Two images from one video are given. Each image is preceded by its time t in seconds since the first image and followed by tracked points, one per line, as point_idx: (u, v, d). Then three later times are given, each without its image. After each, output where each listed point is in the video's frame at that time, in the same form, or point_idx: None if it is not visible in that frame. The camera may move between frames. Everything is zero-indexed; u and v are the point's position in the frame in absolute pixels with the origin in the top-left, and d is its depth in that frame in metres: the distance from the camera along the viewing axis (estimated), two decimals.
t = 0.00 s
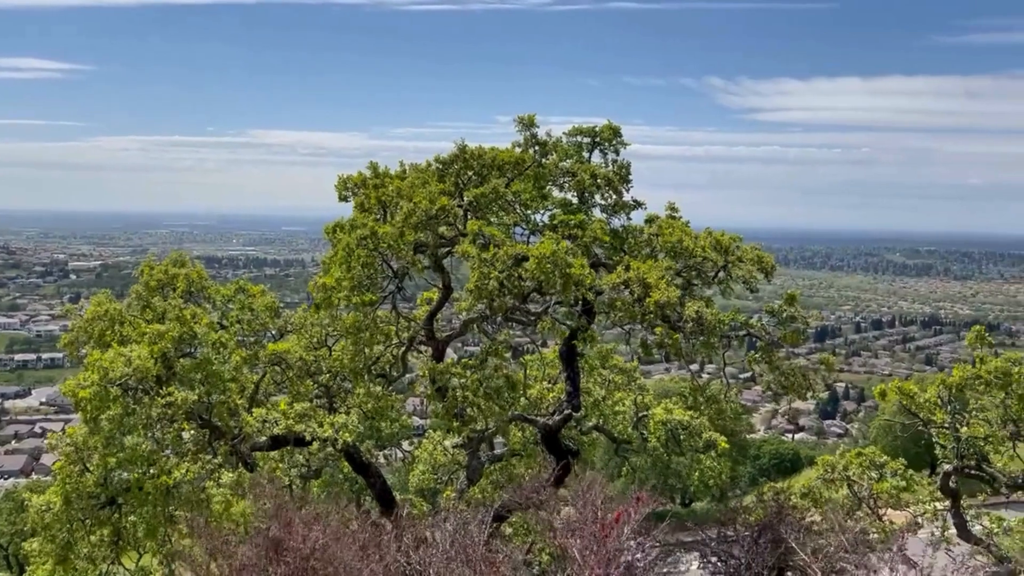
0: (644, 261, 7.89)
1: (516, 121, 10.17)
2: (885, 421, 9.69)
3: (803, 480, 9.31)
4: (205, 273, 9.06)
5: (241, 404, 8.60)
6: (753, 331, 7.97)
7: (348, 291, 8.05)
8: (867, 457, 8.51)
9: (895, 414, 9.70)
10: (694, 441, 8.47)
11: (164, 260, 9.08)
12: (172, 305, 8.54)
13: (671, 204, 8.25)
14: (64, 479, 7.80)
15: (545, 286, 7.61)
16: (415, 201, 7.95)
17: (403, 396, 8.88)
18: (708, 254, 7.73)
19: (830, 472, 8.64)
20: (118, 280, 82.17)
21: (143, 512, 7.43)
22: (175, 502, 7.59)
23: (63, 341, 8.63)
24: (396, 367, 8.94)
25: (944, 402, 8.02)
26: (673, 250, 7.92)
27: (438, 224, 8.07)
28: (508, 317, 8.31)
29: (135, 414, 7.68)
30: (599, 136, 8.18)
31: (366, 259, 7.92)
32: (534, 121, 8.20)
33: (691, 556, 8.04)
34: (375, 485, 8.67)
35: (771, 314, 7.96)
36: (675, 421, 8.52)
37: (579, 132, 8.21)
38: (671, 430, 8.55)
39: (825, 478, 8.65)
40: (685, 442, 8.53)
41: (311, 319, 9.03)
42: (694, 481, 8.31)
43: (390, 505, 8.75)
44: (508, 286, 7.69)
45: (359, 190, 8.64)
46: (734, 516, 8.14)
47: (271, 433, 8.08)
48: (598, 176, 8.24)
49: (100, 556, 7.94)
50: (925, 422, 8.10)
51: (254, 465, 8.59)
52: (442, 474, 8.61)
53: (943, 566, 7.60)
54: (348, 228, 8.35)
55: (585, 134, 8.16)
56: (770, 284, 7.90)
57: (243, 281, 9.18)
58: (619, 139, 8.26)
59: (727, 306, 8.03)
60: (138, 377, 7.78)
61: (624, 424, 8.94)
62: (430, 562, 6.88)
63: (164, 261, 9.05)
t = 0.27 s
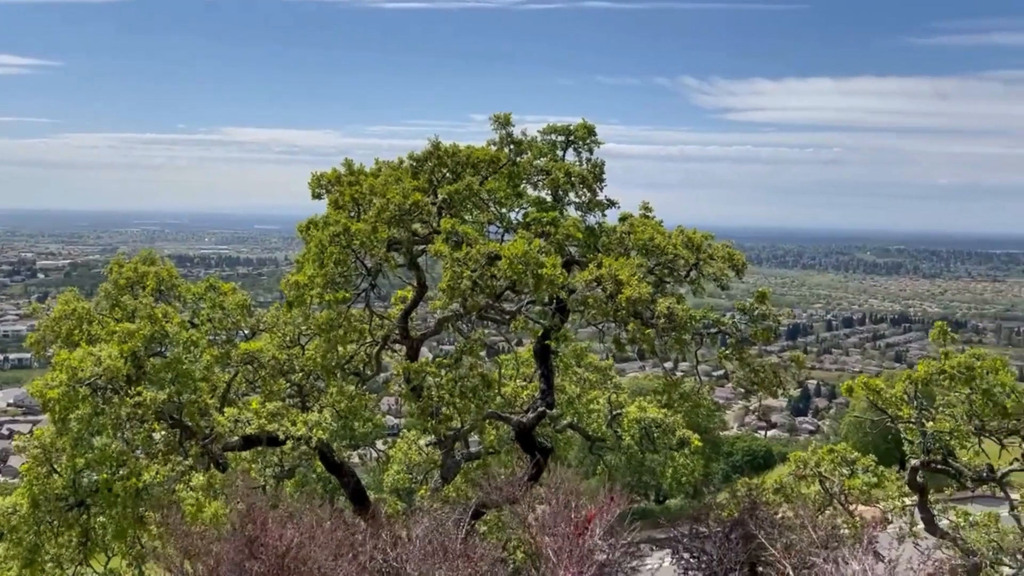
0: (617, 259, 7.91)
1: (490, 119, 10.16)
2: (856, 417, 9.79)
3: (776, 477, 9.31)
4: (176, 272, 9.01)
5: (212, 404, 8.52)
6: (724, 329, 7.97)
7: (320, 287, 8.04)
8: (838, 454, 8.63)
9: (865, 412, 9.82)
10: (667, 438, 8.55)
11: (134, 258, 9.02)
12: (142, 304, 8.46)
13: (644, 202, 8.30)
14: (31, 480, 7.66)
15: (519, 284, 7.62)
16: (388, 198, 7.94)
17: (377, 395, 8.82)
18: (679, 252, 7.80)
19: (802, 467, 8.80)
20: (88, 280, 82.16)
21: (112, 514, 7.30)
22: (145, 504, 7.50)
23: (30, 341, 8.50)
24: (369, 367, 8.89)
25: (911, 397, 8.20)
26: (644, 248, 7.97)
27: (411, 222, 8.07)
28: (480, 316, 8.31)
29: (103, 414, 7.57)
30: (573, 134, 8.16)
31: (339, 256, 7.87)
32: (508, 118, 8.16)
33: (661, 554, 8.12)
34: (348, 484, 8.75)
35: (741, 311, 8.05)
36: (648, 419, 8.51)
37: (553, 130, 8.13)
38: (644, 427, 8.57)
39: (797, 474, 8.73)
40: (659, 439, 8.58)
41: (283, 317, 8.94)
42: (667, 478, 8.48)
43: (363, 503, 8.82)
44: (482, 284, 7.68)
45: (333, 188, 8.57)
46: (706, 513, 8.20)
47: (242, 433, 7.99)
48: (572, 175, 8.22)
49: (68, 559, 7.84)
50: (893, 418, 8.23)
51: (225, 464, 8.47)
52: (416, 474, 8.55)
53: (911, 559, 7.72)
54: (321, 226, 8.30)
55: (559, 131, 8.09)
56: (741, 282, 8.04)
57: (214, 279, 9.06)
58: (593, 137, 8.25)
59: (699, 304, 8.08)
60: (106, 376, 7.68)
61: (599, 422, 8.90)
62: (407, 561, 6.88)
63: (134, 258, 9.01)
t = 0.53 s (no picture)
0: (587, 257, 7.92)
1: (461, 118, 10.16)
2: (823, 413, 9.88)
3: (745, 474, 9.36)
4: (142, 271, 8.89)
5: (180, 404, 8.45)
6: (694, 324, 8.09)
7: (289, 287, 7.99)
8: (807, 450, 8.72)
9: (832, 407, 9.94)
10: (638, 434, 8.60)
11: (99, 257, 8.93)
12: (107, 304, 8.35)
13: (614, 201, 8.35)
14: None
15: (490, 282, 7.61)
16: (358, 197, 7.90)
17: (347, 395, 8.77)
18: (648, 249, 7.84)
19: (772, 464, 8.76)
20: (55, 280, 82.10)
21: (79, 517, 7.21)
22: (111, 506, 7.38)
23: None
24: (339, 367, 8.80)
25: (877, 393, 8.28)
26: (615, 245, 7.97)
27: (382, 220, 8.04)
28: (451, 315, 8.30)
29: (66, 416, 7.47)
30: (543, 133, 8.19)
31: (308, 255, 7.79)
32: (477, 116, 8.21)
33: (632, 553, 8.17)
34: (318, 484, 8.66)
35: (709, 307, 8.17)
36: (619, 416, 8.51)
37: (522, 129, 8.16)
38: (615, 424, 8.58)
39: (767, 470, 8.78)
40: (630, 435, 8.63)
41: (252, 316, 8.85)
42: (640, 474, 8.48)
43: (333, 503, 8.75)
44: (453, 281, 7.66)
45: (301, 186, 8.52)
46: (677, 509, 8.24)
47: (211, 433, 7.92)
48: (542, 173, 8.25)
49: (32, 562, 7.73)
50: (859, 414, 8.31)
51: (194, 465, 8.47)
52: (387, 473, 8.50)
53: (877, 554, 7.77)
54: (289, 224, 8.24)
55: (529, 130, 8.14)
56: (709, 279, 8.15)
57: (181, 278, 8.97)
58: (563, 136, 8.28)
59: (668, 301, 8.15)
60: (71, 377, 7.55)
61: (570, 420, 8.91)
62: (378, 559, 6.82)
63: (99, 257, 8.90)
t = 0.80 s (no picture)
0: (555, 256, 7.90)
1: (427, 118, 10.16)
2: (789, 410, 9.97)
3: (712, 470, 9.45)
4: (103, 272, 8.80)
5: (142, 406, 8.40)
6: (661, 323, 8.15)
7: (254, 288, 7.89)
8: (772, 447, 8.80)
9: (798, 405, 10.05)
10: (606, 431, 8.62)
11: (59, 257, 8.83)
12: (67, 306, 8.23)
13: (580, 200, 8.38)
14: None
15: (458, 282, 7.59)
16: (325, 196, 7.83)
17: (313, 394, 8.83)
18: (614, 248, 7.87)
19: (738, 461, 8.79)
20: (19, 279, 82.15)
21: (37, 523, 6.94)
22: (71, 511, 7.23)
23: None
24: (306, 366, 8.76)
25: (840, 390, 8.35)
26: (581, 245, 7.99)
27: (348, 219, 7.95)
28: (419, 315, 8.27)
29: (23, 421, 7.26)
30: (508, 132, 8.25)
31: (273, 255, 7.71)
32: (442, 116, 8.24)
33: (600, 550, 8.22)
34: (284, 485, 8.62)
35: (675, 305, 8.23)
36: (587, 413, 8.62)
37: (488, 129, 8.25)
38: (583, 422, 8.66)
39: (733, 467, 8.82)
40: (598, 433, 8.68)
41: (216, 317, 8.76)
42: (608, 472, 8.52)
43: (300, 504, 8.69)
44: (419, 282, 7.63)
45: (265, 185, 8.48)
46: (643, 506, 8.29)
47: (173, 436, 7.89)
48: (509, 172, 8.27)
49: None
50: (823, 410, 8.38)
51: (157, 467, 8.44)
52: (354, 473, 8.52)
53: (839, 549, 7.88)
54: (254, 224, 8.18)
55: (495, 129, 8.20)
56: (675, 278, 8.25)
57: (144, 279, 8.89)
58: (529, 135, 8.35)
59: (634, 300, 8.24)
60: (29, 381, 7.40)
61: (538, 418, 8.98)
62: (343, 559, 6.77)
63: (58, 257, 8.80)
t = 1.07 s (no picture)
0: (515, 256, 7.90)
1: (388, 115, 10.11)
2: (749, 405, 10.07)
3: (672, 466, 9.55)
4: (55, 272, 8.67)
5: (96, 410, 8.24)
6: (621, 322, 8.20)
7: (210, 288, 7.84)
8: (731, 442, 8.81)
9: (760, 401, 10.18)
10: (568, 430, 8.62)
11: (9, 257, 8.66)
12: (16, 306, 8.04)
13: (542, 199, 8.38)
14: None
15: (419, 282, 7.53)
16: (283, 195, 7.73)
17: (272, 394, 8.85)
18: (575, 248, 7.89)
19: (698, 457, 8.88)
20: None
21: None
22: (21, 518, 7.03)
23: None
24: (266, 366, 8.80)
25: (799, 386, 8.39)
26: (542, 245, 7.99)
27: (307, 218, 7.86)
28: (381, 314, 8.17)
29: None
30: (470, 131, 8.21)
31: (230, 255, 7.63)
32: (403, 114, 8.20)
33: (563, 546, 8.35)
34: (243, 486, 8.57)
35: (636, 304, 8.28)
36: (549, 412, 8.57)
37: (450, 127, 8.21)
38: (546, 419, 8.62)
39: (692, 463, 8.88)
40: (560, 431, 8.68)
41: (172, 317, 8.62)
42: (569, 470, 8.56)
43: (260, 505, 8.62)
44: (381, 283, 7.54)
45: (222, 184, 8.39)
46: (601, 504, 8.42)
47: (128, 439, 7.79)
48: (470, 171, 8.25)
49: None
50: (782, 406, 8.45)
51: (111, 471, 8.32)
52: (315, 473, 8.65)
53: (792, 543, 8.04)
54: (211, 223, 8.07)
55: (456, 128, 8.17)
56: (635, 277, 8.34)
57: (97, 279, 8.72)
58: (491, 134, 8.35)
59: (595, 298, 8.28)
60: None
61: (501, 417, 8.98)
62: (300, 561, 6.72)
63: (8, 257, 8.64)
